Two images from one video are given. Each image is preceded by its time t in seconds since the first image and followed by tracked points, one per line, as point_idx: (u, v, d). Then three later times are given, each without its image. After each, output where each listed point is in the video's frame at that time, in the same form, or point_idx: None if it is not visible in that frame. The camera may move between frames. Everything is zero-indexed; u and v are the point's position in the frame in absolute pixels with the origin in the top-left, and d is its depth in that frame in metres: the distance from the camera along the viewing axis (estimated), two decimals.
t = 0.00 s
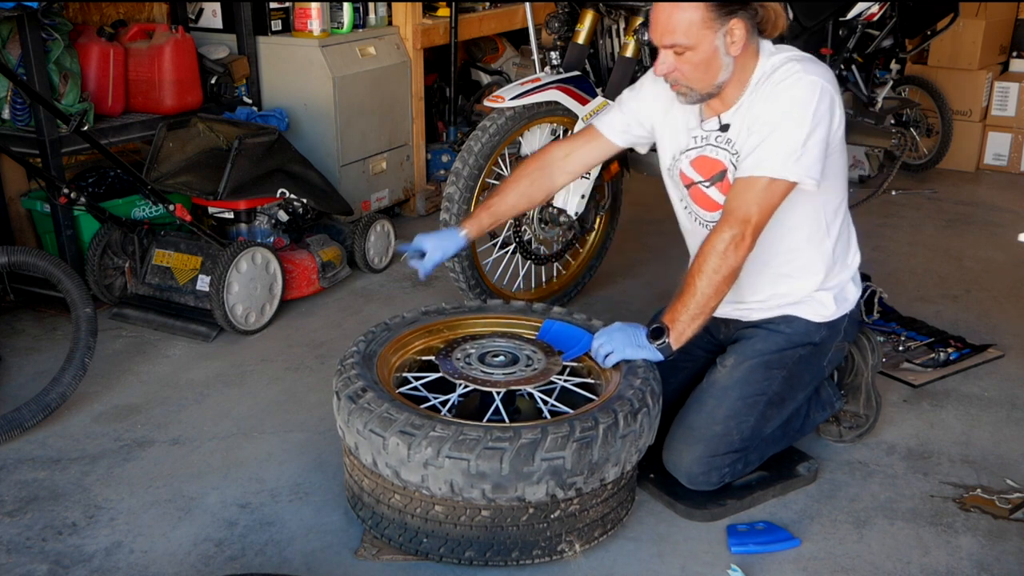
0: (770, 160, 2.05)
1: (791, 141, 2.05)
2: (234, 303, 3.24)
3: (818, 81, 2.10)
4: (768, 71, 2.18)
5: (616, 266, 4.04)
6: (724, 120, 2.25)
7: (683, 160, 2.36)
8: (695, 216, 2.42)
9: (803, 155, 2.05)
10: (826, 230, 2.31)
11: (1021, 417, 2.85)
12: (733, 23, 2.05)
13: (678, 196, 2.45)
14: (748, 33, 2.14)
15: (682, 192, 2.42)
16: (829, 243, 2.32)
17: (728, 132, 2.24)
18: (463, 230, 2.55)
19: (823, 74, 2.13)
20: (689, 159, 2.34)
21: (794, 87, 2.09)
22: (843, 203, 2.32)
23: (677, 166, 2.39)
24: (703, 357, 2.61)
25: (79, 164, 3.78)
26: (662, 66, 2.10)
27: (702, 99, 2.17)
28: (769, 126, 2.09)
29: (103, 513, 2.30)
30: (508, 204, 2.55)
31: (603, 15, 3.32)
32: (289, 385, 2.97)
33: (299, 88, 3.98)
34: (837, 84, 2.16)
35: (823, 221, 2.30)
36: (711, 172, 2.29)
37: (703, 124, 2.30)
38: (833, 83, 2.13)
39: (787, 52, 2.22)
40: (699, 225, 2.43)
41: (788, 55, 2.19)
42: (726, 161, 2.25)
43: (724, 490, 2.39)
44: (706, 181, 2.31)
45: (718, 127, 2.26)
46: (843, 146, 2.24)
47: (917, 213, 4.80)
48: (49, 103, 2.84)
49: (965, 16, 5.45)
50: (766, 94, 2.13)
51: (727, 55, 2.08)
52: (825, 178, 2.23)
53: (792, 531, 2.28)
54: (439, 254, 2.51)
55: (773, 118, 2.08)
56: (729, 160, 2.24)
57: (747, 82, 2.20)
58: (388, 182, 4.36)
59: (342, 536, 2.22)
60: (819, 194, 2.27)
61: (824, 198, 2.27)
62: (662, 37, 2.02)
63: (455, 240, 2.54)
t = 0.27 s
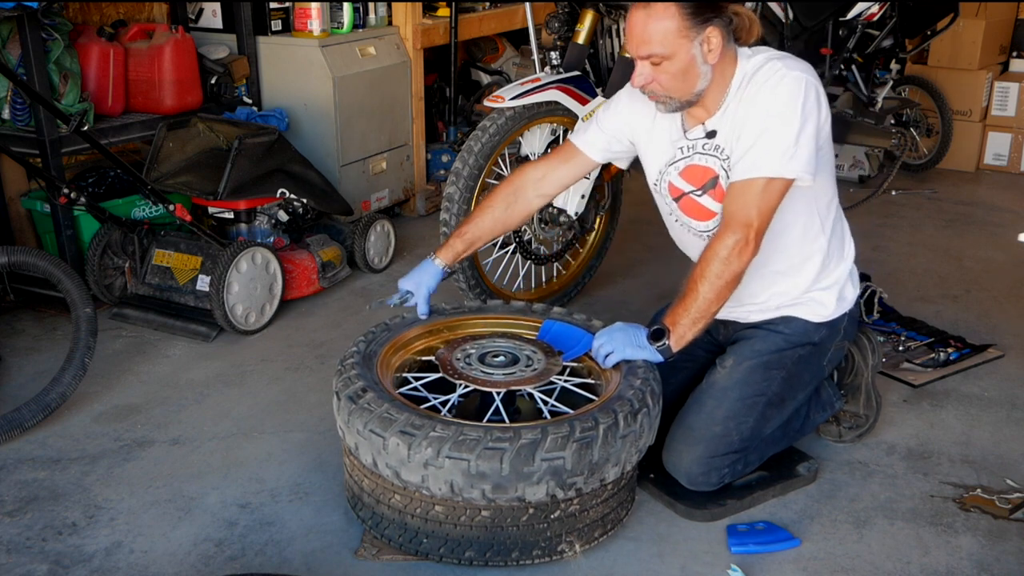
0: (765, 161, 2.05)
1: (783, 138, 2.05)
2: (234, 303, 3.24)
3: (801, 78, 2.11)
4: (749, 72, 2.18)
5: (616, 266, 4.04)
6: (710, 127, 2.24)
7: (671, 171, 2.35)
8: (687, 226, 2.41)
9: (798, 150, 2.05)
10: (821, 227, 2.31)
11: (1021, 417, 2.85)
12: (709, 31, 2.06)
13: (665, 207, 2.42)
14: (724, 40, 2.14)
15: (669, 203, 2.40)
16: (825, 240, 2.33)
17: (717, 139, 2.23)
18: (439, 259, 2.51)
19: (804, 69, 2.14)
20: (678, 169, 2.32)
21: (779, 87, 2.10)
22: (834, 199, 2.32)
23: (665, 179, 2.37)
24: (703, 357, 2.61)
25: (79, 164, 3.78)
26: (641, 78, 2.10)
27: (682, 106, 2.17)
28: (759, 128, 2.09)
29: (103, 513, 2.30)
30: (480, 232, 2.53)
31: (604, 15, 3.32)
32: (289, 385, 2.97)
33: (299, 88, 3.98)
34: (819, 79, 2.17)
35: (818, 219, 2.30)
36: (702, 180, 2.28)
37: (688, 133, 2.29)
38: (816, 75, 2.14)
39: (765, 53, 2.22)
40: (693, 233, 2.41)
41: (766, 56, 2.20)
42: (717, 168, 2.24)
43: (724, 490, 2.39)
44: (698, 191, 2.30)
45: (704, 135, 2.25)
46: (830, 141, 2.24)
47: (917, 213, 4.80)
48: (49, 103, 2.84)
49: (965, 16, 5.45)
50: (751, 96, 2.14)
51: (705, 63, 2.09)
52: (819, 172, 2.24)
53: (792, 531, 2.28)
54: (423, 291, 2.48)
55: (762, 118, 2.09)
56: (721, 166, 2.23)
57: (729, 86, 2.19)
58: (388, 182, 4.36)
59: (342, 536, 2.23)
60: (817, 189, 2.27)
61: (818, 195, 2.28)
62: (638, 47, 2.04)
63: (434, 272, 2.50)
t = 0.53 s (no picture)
0: (768, 169, 2.05)
1: (785, 150, 2.05)
2: (234, 303, 3.24)
3: (797, 85, 2.11)
4: (742, 79, 2.19)
5: (616, 266, 4.04)
6: (704, 133, 2.25)
7: (662, 174, 2.36)
8: (676, 229, 2.40)
9: (799, 159, 2.06)
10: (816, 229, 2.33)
11: (1021, 417, 2.85)
12: (712, 15, 2.08)
13: (655, 211, 2.43)
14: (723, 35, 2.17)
15: (659, 207, 2.40)
16: (818, 241, 2.34)
17: (710, 145, 2.24)
18: (455, 275, 2.49)
19: (796, 76, 2.15)
20: (670, 174, 2.33)
21: (777, 95, 2.10)
22: (827, 201, 2.34)
23: (658, 181, 2.37)
24: (703, 357, 2.61)
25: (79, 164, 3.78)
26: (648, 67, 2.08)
27: (689, 100, 2.15)
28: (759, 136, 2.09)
29: (103, 513, 2.30)
30: (496, 243, 2.52)
31: (604, 15, 3.32)
32: (289, 385, 2.97)
33: (299, 88, 3.98)
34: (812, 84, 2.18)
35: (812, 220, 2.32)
36: (693, 185, 2.29)
37: (683, 138, 2.30)
38: (810, 83, 2.14)
39: (757, 58, 2.23)
40: (677, 237, 2.41)
41: (760, 62, 2.20)
42: (709, 174, 2.25)
43: (724, 490, 2.39)
44: (688, 196, 2.31)
45: (698, 141, 2.26)
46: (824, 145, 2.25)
47: (917, 213, 4.80)
48: (49, 102, 2.84)
49: (965, 16, 5.45)
50: (749, 104, 2.14)
51: (710, 48, 2.10)
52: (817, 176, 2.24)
53: (792, 531, 2.28)
54: (433, 300, 2.46)
55: (761, 128, 2.09)
56: (713, 173, 2.24)
57: (722, 91, 2.20)
58: (388, 182, 4.36)
59: (342, 536, 2.23)
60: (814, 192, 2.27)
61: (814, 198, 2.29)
62: (643, 33, 2.02)
63: (448, 283, 2.48)
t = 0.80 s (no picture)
0: (767, 168, 2.05)
1: (785, 148, 2.06)
2: (234, 303, 3.24)
3: (797, 84, 2.11)
4: (742, 78, 2.18)
5: (616, 266, 4.04)
6: (704, 133, 2.25)
7: (664, 174, 2.36)
8: (679, 230, 2.40)
9: (799, 158, 2.06)
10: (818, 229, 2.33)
11: (1021, 417, 2.85)
12: (702, 29, 2.06)
13: (657, 212, 2.43)
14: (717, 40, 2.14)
15: (661, 208, 2.40)
16: (820, 240, 2.34)
17: (710, 145, 2.24)
18: (455, 275, 2.50)
19: (797, 75, 2.15)
20: (672, 173, 2.33)
21: (777, 94, 2.10)
22: (829, 200, 2.34)
23: (659, 181, 2.37)
24: (703, 357, 2.61)
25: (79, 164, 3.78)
26: (637, 80, 2.10)
27: (680, 109, 2.17)
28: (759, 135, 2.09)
29: (103, 513, 2.30)
30: (496, 243, 2.52)
31: (603, 15, 3.31)
32: (289, 385, 2.97)
33: (299, 88, 3.98)
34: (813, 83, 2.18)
35: (814, 219, 2.32)
36: (695, 185, 2.29)
37: (684, 138, 2.30)
38: (811, 81, 2.14)
39: (759, 57, 2.22)
40: (679, 238, 2.41)
41: (761, 61, 2.20)
42: (710, 173, 2.25)
43: (724, 490, 2.39)
44: (690, 195, 2.31)
45: (699, 140, 2.26)
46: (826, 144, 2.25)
47: (917, 213, 4.80)
48: (49, 102, 2.84)
49: (965, 16, 5.45)
50: (749, 104, 2.14)
51: (699, 61, 2.09)
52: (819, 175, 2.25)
53: (792, 531, 2.28)
54: (433, 299, 2.47)
55: (761, 126, 2.10)
56: (714, 172, 2.24)
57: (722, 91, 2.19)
58: (388, 182, 4.36)
59: (342, 536, 2.23)
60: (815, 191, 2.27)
61: (816, 197, 2.29)
62: (633, 49, 2.03)
63: (448, 283, 2.49)
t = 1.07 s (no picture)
0: (768, 168, 2.05)
1: (786, 147, 2.06)
2: (234, 303, 3.24)
3: (799, 84, 2.11)
4: (744, 77, 2.18)
5: (616, 266, 4.04)
6: (705, 133, 2.25)
7: (665, 174, 2.36)
8: (680, 231, 2.40)
9: (800, 157, 2.05)
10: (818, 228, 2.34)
11: (1021, 417, 2.85)
12: (703, 31, 2.06)
13: (659, 212, 2.43)
14: (719, 41, 2.14)
15: (662, 208, 2.40)
16: (820, 240, 2.34)
17: (712, 145, 2.24)
18: (449, 270, 2.49)
19: (799, 75, 2.15)
20: (673, 173, 2.33)
21: (778, 93, 2.10)
22: (830, 200, 2.34)
23: (660, 182, 2.37)
24: (703, 357, 2.61)
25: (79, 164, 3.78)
26: (637, 79, 2.10)
27: (679, 108, 2.17)
28: (760, 135, 2.09)
29: (103, 513, 2.30)
30: (491, 238, 2.52)
31: (604, 15, 3.31)
32: (289, 385, 2.97)
33: (299, 88, 3.98)
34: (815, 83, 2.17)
35: (814, 219, 2.32)
36: (696, 185, 2.29)
37: (685, 138, 2.30)
38: (812, 81, 2.14)
39: (760, 57, 2.22)
40: (681, 238, 2.41)
41: (762, 61, 2.20)
42: (711, 173, 2.25)
43: (724, 490, 2.39)
44: (692, 196, 2.31)
45: (700, 140, 2.26)
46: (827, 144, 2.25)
47: (917, 213, 4.80)
48: (49, 102, 2.84)
49: (965, 16, 5.45)
50: (750, 103, 2.14)
51: (700, 62, 2.09)
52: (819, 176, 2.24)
53: (792, 531, 2.28)
54: (431, 298, 2.46)
55: (762, 126, 2.09)
56: (715, 172, 2.24)
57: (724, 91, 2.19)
58: (388, 182, 4.36)
59: (342, 536, 2.22)
60: (816, 192, 2.27)
61: (817, 197, 2.29)
62: (634, 48, 2.03)
63: (443, 279, 2.48)
